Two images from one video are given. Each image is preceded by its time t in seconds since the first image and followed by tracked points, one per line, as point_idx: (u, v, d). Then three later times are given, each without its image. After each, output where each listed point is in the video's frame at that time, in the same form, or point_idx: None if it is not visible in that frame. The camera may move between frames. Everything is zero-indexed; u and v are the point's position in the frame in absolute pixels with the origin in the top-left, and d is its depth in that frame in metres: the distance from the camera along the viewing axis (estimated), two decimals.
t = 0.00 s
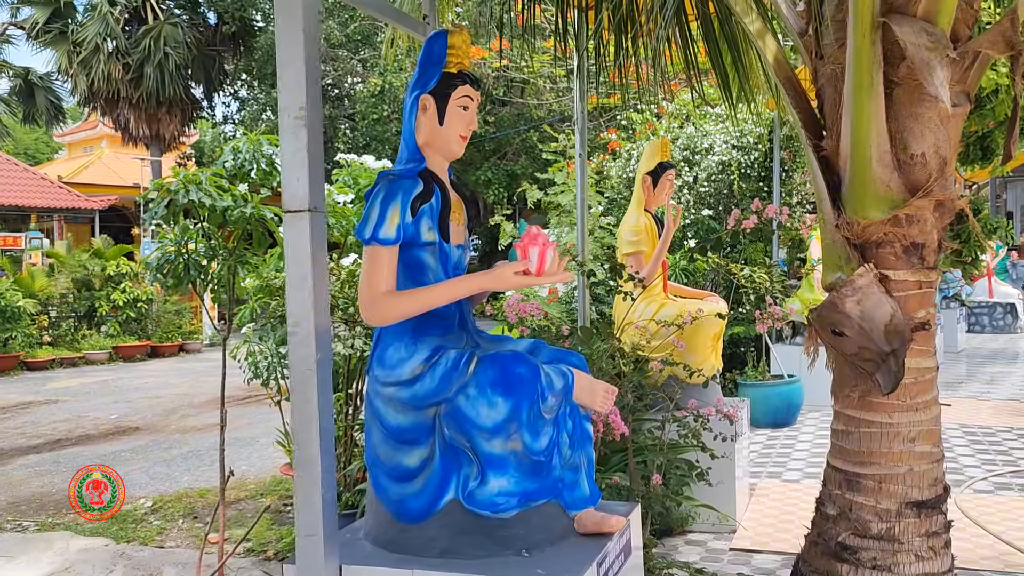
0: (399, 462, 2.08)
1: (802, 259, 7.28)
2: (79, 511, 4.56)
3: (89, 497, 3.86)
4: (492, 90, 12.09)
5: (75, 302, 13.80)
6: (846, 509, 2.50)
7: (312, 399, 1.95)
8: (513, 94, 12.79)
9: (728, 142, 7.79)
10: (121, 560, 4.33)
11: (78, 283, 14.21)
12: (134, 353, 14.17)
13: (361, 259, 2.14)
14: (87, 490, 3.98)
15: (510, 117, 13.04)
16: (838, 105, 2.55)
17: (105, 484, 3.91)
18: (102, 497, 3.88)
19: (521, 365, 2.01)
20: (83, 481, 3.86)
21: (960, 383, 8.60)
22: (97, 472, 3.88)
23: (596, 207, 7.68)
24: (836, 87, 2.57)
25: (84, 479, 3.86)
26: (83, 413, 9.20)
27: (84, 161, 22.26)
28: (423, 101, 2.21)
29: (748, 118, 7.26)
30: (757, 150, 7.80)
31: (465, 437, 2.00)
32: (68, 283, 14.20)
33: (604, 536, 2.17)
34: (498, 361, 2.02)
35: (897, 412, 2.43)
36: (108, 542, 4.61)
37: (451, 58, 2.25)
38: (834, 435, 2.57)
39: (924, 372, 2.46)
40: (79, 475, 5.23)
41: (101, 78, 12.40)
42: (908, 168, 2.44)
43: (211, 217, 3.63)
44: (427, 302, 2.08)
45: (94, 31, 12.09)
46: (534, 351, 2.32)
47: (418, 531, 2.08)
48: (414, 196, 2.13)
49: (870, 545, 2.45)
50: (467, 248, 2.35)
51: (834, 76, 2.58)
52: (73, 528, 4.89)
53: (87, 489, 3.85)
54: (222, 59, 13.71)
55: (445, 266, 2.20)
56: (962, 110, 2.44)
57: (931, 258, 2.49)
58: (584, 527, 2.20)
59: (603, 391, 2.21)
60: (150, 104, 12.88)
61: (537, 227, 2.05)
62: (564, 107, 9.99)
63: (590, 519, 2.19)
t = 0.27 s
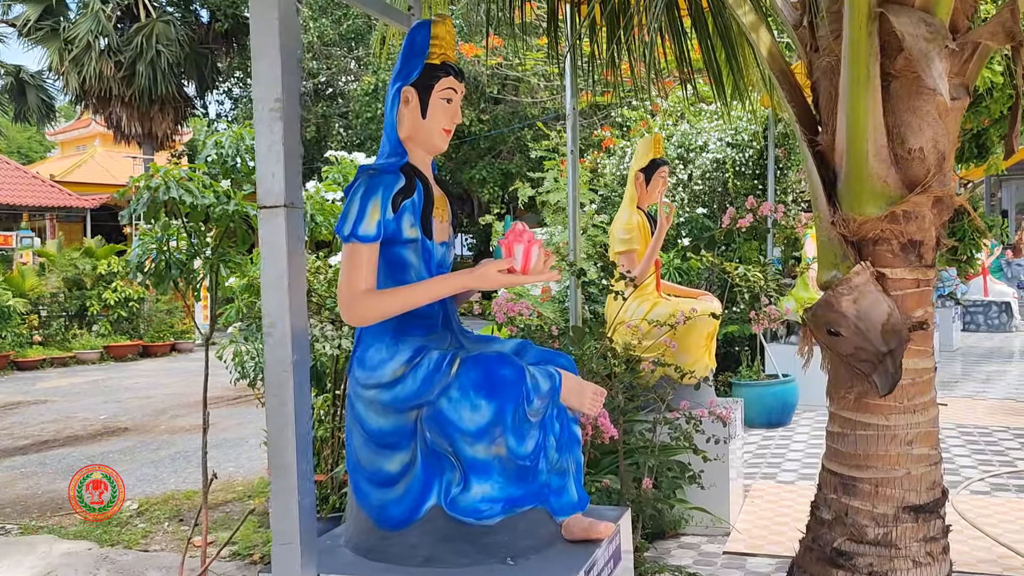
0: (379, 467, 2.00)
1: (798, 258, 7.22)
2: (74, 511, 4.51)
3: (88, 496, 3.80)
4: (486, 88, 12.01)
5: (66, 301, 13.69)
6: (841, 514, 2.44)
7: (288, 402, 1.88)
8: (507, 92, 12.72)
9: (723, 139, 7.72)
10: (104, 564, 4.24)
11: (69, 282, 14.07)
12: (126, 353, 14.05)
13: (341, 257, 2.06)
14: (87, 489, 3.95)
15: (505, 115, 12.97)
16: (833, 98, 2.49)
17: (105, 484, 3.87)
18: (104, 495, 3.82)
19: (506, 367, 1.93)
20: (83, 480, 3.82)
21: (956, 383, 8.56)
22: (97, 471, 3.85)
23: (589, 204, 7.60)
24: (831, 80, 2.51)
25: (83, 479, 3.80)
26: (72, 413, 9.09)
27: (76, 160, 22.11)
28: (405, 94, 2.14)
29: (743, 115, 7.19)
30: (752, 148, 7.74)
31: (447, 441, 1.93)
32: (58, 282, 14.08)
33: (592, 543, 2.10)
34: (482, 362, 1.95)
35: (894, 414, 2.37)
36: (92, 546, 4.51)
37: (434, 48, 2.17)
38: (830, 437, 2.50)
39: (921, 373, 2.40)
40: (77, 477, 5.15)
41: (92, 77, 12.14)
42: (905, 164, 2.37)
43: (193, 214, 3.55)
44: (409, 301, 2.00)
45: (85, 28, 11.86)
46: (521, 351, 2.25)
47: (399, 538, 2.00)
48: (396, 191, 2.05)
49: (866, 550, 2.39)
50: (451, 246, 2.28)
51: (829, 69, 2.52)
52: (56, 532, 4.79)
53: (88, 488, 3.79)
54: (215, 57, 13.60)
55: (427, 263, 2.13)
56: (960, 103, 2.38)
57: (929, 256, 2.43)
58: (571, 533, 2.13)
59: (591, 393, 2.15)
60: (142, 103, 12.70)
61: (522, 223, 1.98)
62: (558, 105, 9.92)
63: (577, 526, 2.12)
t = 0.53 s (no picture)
0: (358, 471, 1.92)
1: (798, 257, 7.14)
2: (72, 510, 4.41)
3: (89, 496, 3.74)
4: (485, 87, 11.91)
5: (63, 300, 13.61)
6: (840, 520, 2.36)
7: (262, 404, 1.80)
8: (507, 90, 12.64)
9: (722, 137, 7.63)
10: (90, 567, 4.16)
11: (66, 281, 14.03)
12: (123, 352, 13.98)
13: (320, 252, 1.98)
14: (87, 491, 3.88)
15: (505, 114, 12.88)
16: (832, 90, 2.41)
17: (105, 484, 3.78)
18: (103, 496, 3.75)
19: (489, 368, 1.85)
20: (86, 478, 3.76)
21: (958, 383, 8.47)
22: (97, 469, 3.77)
23: (588, 202, 7.52)
24: (831, 71, 2.42)
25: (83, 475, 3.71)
26: (67, 413, 9.01)
27: (76, 159, 22.04)
28: (387, 83, 2.05)
29: (743, 112, 7.11)
30: (752, 146, 7.66)
31: (428, 445, 1.85)
32: (55, 281, 14.01)
33: (581, 550, 2.01)
34: (465, 363, 1.86)
35: (895, 417, 2.29)
36: (78, 549, 4.43)
37: (418, 37, 2.09)
38: (829, 441, 2.42)
39: (923, 375, 2.31)
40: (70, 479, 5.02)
41: (91, 75, 11.76)
42: (907, 157, 2.29)
43: (178, 210, 3.47)
44: (389, 298, 1.92)
45: (84, 26, 11.56)
46: (508, 351, 2.17)
47: (379, 545, 1.92)
48: (377, 184, 1.97)
49: (866, 558, 2.31)
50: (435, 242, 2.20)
51: (829, 60, 2.43)
52: (43, 534, 4.71)
53: (87, 486, 3.73)
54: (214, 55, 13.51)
55: (410, 260, 2.05)
56: (964, 94, 2.30)
57: (931, 253, 2.34)
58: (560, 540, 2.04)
59: (580, 394, 2.07)
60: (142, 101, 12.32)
61: (508, 218, 1.90)
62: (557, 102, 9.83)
63: (566, 533, 2.03)
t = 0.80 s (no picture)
0: (332, 480, 1.83)
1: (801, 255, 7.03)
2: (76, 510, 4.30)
3: (89, 494, 3.46)
4: (488, 83, 11.81)
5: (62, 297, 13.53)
6: (840, 530, 2.26)
7: (229, 409, 1.71)
8: (511, 87, 12.53)
9: (726, 134, 7.51)
10: (76, 571, 4.08)
11: (66, 278, 13.98)
12: (123, 350, 13.91)
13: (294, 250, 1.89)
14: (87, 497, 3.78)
15: (507, 111, 12.77)
16: (833, 82, 2.31)
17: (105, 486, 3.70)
18: (104, 495, 3.46)
19: (468, 373, 1.76)
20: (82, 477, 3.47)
21: (963, 384, 8.36)
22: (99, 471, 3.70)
23: (589, 200, 7.41)
24: (832, 62, 2.32)
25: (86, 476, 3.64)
26: (64, 411, 8.94)
27: (78, 155, 21.98)
28: (365, 73, 1.96)
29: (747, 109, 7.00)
30: (755, 143, 7.55)
31: (405, 454, 1.76)
32: (55, 278, 13.95)
33: (567, 563, 1.91)
34: (444, 368, 1.78)
35: (897, 423, 2.19)
36: (65, 551, 4.36)
37: (398, 25, 2.00)
38: (828, 447, 2.32)
39: (927, 379, 2.22)
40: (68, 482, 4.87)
41: (92, 71, 11.50)
42: (911, 152, 2.18)
43: (161, 206, 3.38)
44: (365, 299, 1.83)
45: (86, 23, 10.87)
46: (493, 354, 2.07)
47: (354, 558, 1.83)
48: (354, 179, 1.88)
49: (867, 570, 2.21)
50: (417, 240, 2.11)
51: (830, 50, 2.33)
52: (30, 535, 4.63)
53: (86, 484, 3.44)
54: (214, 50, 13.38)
55: (389, 258, 1.96)
56: (971, 87, 2.20)
57: (936, 252, 2.24)
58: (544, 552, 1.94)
59: (568, 399, 1.98)
60: (144, 97, 12.10)
61: (489, 215, 1.80)
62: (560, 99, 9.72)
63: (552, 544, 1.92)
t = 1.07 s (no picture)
0: (308, 486, 1.75)
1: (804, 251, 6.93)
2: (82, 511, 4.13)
3: (87, 494, 3.57)
4: (490, 79, 11.69)
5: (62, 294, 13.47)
6: (841, 537, 2.18)
7: (198, 413, 1.63)
8: (514, 83, 12.43)
9: (728, 129, 7.41)
10: (64, 572, 4.02)
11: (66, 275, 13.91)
12: (123, 347, 13.85)
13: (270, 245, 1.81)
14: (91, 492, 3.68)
15: (510, 107, 12.65)
16: (834, 71, 2.22)
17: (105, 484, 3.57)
18: (104, 494, 3.58)
19: (449, 374, 1.68)
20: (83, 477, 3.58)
21: (969, 382, 8.27)
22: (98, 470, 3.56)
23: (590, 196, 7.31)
24: (833, 50, 2.23)
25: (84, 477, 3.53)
26: (61, 409, 8.88)
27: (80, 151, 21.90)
28: (345, 62, 1.88)
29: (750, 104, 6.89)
30: (758, 138, 7.45)
31: (383, 459, 1.68)
32: (55, 275, 13.88)
33: (555, 572, 1.82)
34: (424, 370, 1.70)
35: (901, 426, 2.10)
36: (54, 552, 4.29)
37: (379, 12, 1.92)
38: (829, 450, 2.24)
39: (932, 381, 2.13)
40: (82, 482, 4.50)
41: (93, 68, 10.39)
42: (916, 144, 2.10)
43: (147, 202, 3.30)
44: (343, 298, 1.75)
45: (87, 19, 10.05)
46: (479, 354, 1.99)
47: (331, 568, 1.75)
48: (332, 172, 1.80)
49: None
50: (400, 235, 2.03)
51: (831, 39, 2.25)
52: (20, 536, 4.57)
53: (85, 484, 3.54)
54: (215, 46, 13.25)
55: (369, 255, 1.88)
56: (979, 75, 2.11)
57: (942, 248, 2.15)
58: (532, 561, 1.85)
59: (557, 401, 1.89)
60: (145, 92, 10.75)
61: (471, 209, 1.72)
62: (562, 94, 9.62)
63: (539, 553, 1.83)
